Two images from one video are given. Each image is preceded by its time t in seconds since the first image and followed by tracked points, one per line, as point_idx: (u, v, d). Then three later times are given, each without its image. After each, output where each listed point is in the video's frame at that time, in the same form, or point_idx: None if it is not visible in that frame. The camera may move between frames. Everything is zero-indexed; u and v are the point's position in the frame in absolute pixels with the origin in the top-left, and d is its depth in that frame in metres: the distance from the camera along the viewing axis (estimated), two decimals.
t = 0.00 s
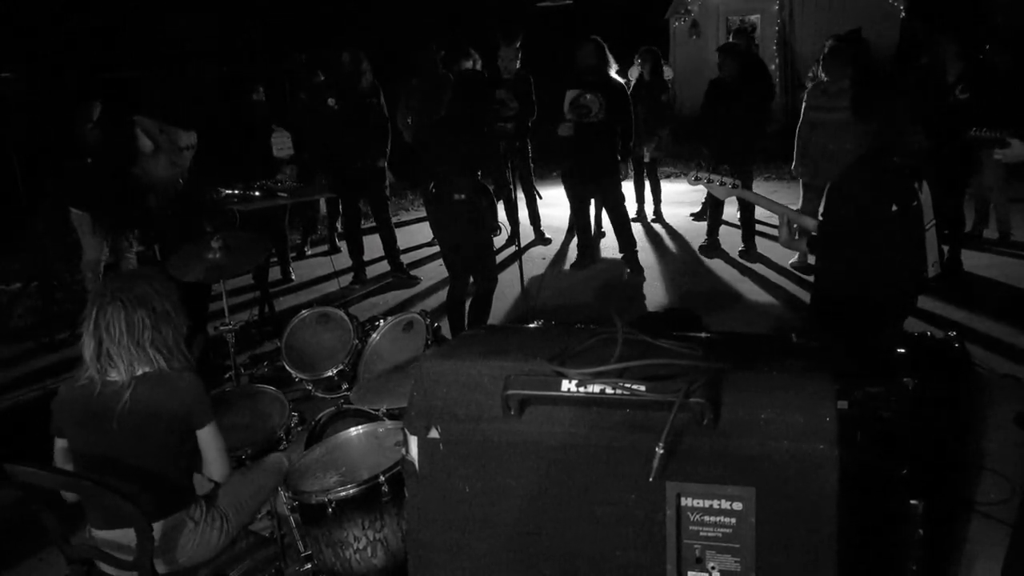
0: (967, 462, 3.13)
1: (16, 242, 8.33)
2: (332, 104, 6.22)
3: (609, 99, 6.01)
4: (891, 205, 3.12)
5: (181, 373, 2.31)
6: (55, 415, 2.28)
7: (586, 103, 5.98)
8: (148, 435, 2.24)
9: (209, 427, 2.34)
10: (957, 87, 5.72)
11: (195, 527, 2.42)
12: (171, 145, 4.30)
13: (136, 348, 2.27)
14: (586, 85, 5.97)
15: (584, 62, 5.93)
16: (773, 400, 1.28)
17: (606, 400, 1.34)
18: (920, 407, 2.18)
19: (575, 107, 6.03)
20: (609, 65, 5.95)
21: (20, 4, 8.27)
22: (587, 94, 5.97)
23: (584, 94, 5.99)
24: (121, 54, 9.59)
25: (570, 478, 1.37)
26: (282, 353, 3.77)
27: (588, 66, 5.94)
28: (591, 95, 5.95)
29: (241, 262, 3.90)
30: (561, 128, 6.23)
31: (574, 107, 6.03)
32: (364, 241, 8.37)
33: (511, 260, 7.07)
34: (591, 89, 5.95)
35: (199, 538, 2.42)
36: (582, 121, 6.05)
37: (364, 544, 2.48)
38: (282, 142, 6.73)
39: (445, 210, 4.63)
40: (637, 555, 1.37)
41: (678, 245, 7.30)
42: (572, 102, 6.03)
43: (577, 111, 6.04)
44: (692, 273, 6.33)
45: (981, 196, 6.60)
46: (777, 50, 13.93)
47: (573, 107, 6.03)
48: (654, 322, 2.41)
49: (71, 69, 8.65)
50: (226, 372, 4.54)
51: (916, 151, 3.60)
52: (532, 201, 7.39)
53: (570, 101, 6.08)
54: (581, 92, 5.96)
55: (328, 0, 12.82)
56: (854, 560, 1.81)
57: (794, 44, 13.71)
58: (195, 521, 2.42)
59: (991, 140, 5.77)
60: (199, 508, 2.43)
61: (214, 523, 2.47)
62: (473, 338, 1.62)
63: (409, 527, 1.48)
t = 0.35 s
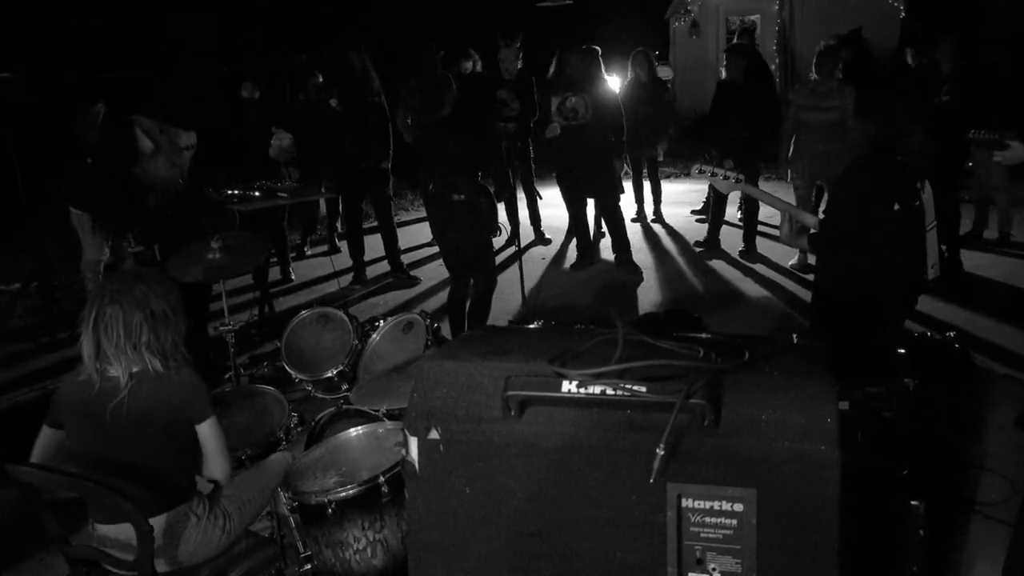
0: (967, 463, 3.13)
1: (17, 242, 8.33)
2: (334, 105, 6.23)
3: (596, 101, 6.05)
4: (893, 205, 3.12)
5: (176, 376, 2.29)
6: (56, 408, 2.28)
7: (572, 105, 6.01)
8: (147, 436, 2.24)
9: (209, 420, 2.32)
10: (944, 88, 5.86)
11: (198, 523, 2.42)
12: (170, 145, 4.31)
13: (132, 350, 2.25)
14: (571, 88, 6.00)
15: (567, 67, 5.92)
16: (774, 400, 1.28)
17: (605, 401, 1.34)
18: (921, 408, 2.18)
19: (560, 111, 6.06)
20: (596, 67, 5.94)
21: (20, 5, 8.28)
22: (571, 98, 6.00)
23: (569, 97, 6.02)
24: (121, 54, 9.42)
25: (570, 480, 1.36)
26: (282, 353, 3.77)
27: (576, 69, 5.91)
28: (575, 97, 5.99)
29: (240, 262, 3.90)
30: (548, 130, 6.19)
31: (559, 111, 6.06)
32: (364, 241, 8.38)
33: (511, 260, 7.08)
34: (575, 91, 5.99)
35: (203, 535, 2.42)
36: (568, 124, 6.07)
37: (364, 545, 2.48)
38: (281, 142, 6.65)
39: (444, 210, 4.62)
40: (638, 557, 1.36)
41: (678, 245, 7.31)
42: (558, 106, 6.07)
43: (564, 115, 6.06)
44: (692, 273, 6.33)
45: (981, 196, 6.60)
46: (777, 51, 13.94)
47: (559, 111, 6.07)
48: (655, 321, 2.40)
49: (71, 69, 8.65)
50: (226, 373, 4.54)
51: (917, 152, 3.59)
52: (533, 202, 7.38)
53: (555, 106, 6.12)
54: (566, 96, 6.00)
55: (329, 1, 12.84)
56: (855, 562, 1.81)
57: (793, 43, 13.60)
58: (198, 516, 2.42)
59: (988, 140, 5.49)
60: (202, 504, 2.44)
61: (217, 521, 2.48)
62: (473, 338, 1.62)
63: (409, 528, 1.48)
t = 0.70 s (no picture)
0: (967, 463, 3.12)
1: (18, 242, 8.34)
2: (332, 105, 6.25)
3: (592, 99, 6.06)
4: (890, 205, 3.12)
5: (181, 376, 2.29)
6: (57, 413, 2.27)
7: (568, 104, 6.03)
8: (148, 436, 2.24)
9: (210, 425, 2.33)
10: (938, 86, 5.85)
11: (194, 527, 2.43)
12: (169, 145, 4.28)
13: (139, 347, 2.25)
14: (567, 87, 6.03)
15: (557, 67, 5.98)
16: (772, 401, 1.28)
17: (603, 403, 1.34)
18: (920, 408, 2.18)
19: (558, 109, 6.07)
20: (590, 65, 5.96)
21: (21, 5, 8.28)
22: (567, 97, 6.02)
23: (565, 96, 6.04)
24: (121, 53, 9.42)
25: (568, 481, 1.36)
26: (281, 354, 3.78)
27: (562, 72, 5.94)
28: (571, 96, 6.01)
29: (240, 262, 3.89)
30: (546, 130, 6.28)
31: (557, 109, 6.07)
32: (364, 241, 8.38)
33: (511, 260, 7.08)
34: (571, 90, 6.01)
35: (198, 538, 2.43)
36: (566, 123, 6.07)
37: (362, 546, 2.48)
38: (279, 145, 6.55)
39: (442, 212, 4.65)
40: (636, 558, 1.36)
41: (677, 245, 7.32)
42: (557, 104, 6.07)
43: (560, 115, 6.08)
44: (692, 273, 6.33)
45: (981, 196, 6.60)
46: (777, 51, 13.92)
47: (557, 110, 6.07)
48: (654, 322, 2.40)
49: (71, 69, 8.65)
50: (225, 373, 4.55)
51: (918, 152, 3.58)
52: (533, 202, 7.38)
53: (553, 105, 6.13)
54: (563, 95, 6.01)
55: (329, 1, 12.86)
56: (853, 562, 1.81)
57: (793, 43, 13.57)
58: (194, 520, 2.43)
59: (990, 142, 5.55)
60: (197, 509, 2.45)
61: (212, 523, 2.49)
62: (472, 338, 1.63)
63: (407, 529, 1.48)
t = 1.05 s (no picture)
0: (967, 463, 3.13)
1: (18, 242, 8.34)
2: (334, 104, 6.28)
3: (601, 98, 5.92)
4: (889, 205, 3.12)
5: (172, 380, 2.29)
6: (52, 415, 2.27)
7: (579, 103, 5.98)
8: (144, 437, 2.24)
9: (203, 427, 2.34)
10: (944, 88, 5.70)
11: (194, 527, 2.42)
12: (169, 146, 4.26)
13: (129, 354, 2.24)
14: (578, 85, 5.98)
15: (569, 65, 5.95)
16: (770, 402, 1.28)
17: (602, 403, 1.35)
18: (918, 408, 2.18)
19: (569, 107, 6.04)
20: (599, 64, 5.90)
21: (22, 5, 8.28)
22: (577, 96, 5.97)
23: (577, 94, 5.99)
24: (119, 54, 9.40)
25: (567, 481, 1.36)
26: (281, 353, 3.78)
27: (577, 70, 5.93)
28: (581, 94, 5.94)
29: (240, 262, 3.88)
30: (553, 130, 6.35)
31: (568, 108, 6.05)
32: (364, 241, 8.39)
33: (511, 260, 7.09)
34: (582, 89, 5.95)
35: (198, 538, 2.42)
36: (576, 122, 6.06)
37: (362, 545, 2.48)
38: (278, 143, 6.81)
39: (445, 212, 4.63)
40: (634, 558, 1.36)
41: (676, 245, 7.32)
42: (567, 103, 6.05)
43: (570, 112, 6.05)
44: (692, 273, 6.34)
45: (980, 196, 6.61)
46: (777, 50, 13.93)
47: (566, 108, 6.06)
48: (653, 322, 2.41)
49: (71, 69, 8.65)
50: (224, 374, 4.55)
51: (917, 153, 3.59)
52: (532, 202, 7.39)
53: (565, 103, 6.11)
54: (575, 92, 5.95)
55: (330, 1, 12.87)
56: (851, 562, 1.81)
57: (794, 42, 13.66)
58: (194, 520, 2.42)
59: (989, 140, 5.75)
60: (197, 510, 2.44)
61: (212, 524, 2.47)
62: (471, 338, 1.63)
63: (406, 529, 1.48)
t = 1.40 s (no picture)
0: (966, 463, 3.13)
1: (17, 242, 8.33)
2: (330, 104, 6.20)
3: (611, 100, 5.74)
4: (886, 205, 3.13)
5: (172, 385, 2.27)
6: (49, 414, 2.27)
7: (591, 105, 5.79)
8: (139, 437, 2.24)
9: (199, 431, 2.32)
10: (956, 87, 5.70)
11: (193, 530, 2.43)
12: (168, 146, 4.31)
13: (130, 357, 2.21)
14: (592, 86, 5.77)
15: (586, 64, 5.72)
16: (770, 402, 1.28)
17: (601, 403, 1.35)
18: (918, 408, 2.18)
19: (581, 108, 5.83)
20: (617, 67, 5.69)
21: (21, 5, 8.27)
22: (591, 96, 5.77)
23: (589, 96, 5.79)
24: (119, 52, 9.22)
25: (566, 482, 1.36)
26: (281, 354, 3.79)
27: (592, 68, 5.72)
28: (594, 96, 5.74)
29: (240, 262, 3.90)
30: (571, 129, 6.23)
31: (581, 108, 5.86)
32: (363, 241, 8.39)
33: (511, 260, 7.09)
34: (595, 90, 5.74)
35: (198, 541, 2.43)
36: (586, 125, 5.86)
37: (361, 546, 2.48)
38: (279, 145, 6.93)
39: (445, 213, 4.64)
40: (633, 560, 1.36)
41: (676, 245, 7.33)
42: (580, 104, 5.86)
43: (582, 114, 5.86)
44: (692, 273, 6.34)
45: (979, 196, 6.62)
46: (776, 51, 13.94)
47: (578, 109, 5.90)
48: (652, 322, 2.42)
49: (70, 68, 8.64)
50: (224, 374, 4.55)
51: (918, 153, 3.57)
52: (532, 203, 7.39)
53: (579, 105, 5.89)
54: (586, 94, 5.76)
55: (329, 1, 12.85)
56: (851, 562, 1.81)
57: (794, 43, 13.68)
58: (193, 524, 2.43)
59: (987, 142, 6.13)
60: (196, 512, 2.45)
61: (212, 526, 2.49)
62: (471, 339, 1.63)
63: (406, 530, 1.48)
